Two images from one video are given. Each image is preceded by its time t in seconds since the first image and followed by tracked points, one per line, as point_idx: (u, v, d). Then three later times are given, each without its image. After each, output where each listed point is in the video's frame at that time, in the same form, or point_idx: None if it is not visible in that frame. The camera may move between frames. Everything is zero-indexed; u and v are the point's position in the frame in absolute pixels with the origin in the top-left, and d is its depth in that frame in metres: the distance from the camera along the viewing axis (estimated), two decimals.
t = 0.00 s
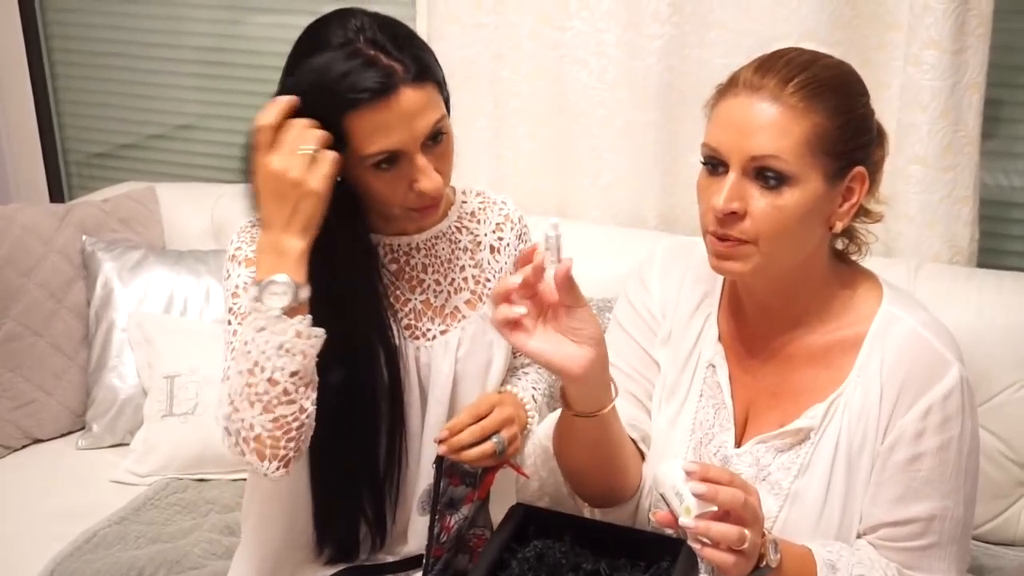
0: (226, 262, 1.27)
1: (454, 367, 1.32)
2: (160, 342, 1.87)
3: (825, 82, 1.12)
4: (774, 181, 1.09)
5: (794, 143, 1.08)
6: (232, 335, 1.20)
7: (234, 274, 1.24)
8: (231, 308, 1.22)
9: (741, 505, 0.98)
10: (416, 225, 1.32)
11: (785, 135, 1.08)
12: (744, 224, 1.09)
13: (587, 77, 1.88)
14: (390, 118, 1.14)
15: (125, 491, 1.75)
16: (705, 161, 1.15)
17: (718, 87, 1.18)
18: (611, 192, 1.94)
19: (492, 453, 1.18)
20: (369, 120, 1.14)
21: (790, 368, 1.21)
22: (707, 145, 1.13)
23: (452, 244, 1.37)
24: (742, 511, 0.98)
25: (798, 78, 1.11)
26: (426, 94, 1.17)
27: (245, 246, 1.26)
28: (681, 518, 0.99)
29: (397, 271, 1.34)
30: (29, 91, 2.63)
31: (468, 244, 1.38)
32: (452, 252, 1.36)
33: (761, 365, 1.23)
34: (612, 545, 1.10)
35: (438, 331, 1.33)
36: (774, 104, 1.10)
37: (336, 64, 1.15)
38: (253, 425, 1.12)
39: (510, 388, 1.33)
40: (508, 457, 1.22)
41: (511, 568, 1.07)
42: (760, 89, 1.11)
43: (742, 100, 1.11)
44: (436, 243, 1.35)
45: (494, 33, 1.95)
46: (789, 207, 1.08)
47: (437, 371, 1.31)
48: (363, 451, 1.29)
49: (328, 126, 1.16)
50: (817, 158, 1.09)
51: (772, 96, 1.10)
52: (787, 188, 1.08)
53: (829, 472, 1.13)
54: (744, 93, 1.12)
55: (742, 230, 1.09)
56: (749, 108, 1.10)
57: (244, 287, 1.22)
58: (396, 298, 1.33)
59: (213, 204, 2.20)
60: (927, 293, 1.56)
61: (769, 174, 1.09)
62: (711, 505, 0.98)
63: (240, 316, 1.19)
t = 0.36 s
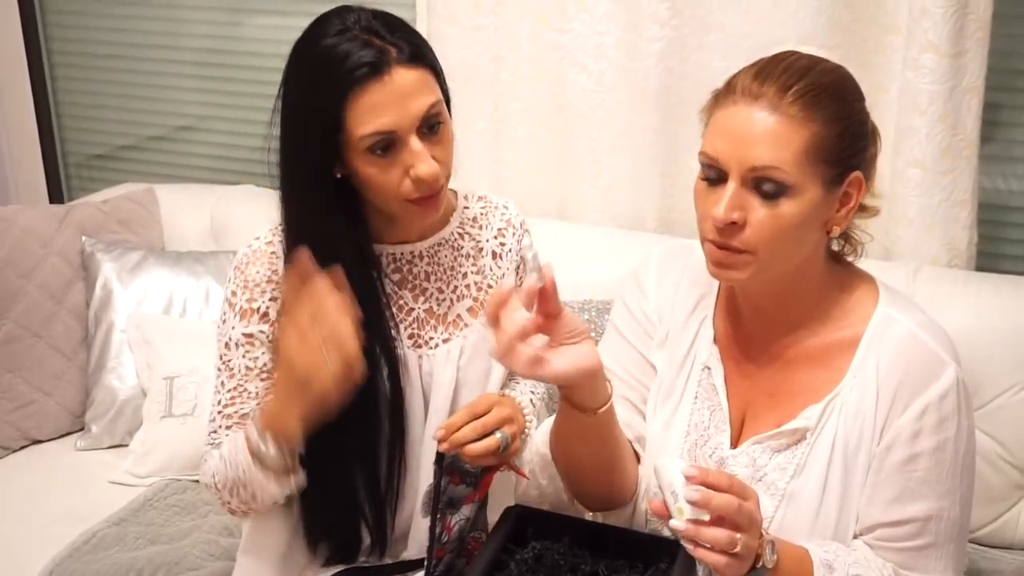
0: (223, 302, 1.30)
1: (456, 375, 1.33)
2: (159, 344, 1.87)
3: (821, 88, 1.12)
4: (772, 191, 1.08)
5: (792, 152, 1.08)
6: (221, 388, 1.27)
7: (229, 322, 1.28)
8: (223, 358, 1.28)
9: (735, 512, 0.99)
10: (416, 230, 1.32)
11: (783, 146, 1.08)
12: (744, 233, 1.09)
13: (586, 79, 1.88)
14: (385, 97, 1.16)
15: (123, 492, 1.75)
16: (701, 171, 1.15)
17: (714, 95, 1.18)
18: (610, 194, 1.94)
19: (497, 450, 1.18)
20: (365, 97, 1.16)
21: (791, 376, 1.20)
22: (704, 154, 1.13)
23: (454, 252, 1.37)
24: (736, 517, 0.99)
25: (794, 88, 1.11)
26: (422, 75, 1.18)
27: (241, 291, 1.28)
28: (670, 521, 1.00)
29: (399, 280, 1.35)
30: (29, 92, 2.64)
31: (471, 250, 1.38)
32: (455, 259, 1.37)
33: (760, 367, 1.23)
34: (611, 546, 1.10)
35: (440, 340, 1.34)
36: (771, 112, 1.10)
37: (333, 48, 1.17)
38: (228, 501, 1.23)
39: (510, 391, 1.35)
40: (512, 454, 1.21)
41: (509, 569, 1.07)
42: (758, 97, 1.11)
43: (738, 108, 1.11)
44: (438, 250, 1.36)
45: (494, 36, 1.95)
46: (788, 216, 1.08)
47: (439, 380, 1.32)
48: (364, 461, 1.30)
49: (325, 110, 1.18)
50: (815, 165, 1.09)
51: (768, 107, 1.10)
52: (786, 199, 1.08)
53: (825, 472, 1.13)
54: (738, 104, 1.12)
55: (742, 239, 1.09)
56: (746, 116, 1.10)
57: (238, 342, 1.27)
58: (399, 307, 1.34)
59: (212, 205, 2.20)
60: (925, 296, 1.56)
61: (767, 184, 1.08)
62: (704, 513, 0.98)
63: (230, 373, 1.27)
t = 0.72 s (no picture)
0: (220, 302, 1.29)
1: (456, 377, 1.33)
2: (163, 344, 1.88)
3: (828, 108, 1.08)
4: (789, 224, 1.05)
5: (807, 184, 1.04)
6: (218, 384, 1.29)
7: (225, 325, 1.27)
8: (218, 357, 1.28)
9: (729, 525, 1.00)
10: (417, 233, 1.32)
11: (799, 176, 1.04)
12: (764, 262, 1.07)
13: (589, 81, 1.89)
14: (395, 105, 1.15)
15: (127, 492, 1.75)
16: (707, 200, 1.10)
17: (710, 118, 1.13)
18: (612, 196, 1.95)
19: (510, 447, 1.23)
20: (375, 106, 1.15)
21: (792, 380, 1.20)
22: (712, 187, 1.08)
23: (455, 253, 1.37)
24: (731, 528, 1.00)
25: (803, 110, 1.07)
26: (430, 83, 1.18)
27: (238, 297, 1.27)
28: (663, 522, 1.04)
29: (399, 281, 1.35)
30: (32, 92, 2.65)
31: (471, 251, 1.39)
32: (455, 260, 1.37)
33: (760, 368, 1.23)
34: (614, 547, 1.11)
35: (440, 341, 1.34)
36: (781, 145, 1.05)
37: (341, 54, 1.15)
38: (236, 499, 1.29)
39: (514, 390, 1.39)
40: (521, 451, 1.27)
41: (511, 569, 1.08)
42: (765, 127, 1.06)
43: (746, 140, 1.06)
44: (439, 252, 1.35)
45: (497, 38, 1.96)
46: (807, 244, 1.06)
47: (439, 380, 1.32)
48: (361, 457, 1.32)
49: (332, 118, 1.16)
50: (827, 189, 1.06)
51: (780, 135, 1.06)
52: (802, 229, 1.05)
53: (823, 472, 1.14)
54: (748, 130, 1.07)
55: (762, 269, 1.07)
56: (755, 148, 1.06)
57: (237, 344, 1.27)
58: (399, 308, 1.34)
59: (216, 206, 2.21)
60: (927, 298, 1.56)
61: (783, 219, 1.05)
62: (695, 526, 1.00)
63: (227, 372, 1.28)
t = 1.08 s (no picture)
0: (222, 304, 1.28)
1: (459, 376, 1.33)
2: (163, 345, 1.88)
3: (831, 111, 1.07)
4: (788, 228, 1.05)
5: (808, 188, 1.04)
6: (221, 385, 1.29)
7: (227, 326, 1.27)
8: (220, 357, 1.28)
9: (723, 527, 1.00)
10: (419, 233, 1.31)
11: (800, 180, 1.04)
12: (765, 265, 1.06)
13: (589, 81, 1.89)
14: (402, 109, 1.14)
15: (128, 494, 1.75)
16: (709, 202, 1.10)
17: (713, 120, 1.12)
18: (613, 196, 1.95)
19: (530, 429, 1.24)
20: (382, 110, 1.14)
21: (795, 379, 1.20)
22: (714, 190, 1.08)
23: (455, 252, 1.37)
24: (726, 530, 1.00)
25: (806, 113, 1.07)
26: (437, 87, 1.17)
27: (240, 297, 1.26)
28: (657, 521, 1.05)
29: (400, 281, 1.34)
30: (33, 94, 2.65)
31: (472, 251, 1.39)
32: (456, 260, 1.37)
33: (761, 365, 1.23)
34: (614, 548, 1.11)
35: (442, 340, 1.34)
36: (783, 149, 1.05)
37: (348, 57, 1.14)
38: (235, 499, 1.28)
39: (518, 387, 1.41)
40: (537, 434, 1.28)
41: (512, 569, 1.08)
42: (767, 130, 1.06)
43: (748, 144, 1.06)
44: (440, 251, 1.35)
45: (497, 38, 1.96)
46: (806, 247, 1.06)
47: (441, 380, 1.33)
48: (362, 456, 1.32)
49: (337, 121, 1.15)
50: (829, 193, 1.06)
51: (782, 139, 1.05)
52: (802, 232, 1.05)
53: (823, 471, 1.14)
54: (749, 133, 1.07)
55: (762, 272, 1.07)
56: (757, 151, 1.05)
57: (239, 345, 1.27)
58: (399, 309, 1.34)
59: (217, 208, 2.21)
60: (928, 297, 1.56)
61: (783, 222, 1.05)
62: (689, 530, 1.00)
63: (229, 372, 1.28)
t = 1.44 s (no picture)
0: (221, 302, 1.28)
1: (458, 376, 1.34)
2: (162, 344, 1.88)
3: (838, 112, 1.07)
4: (793, 228, 1.05)
5: (814, 188, 1.04)
6: (220, 384, 1.28)
7: (226, 324, 1.27)
8: (219, 355, 1.28)
9: (719, 526, 1.00)
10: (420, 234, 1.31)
11: (805, 180, 1.04)
12: (768, 265, 1.06)
13: (588, 81, 1.89)
14: (405, 111, 1.14)
15: (127, 493, 1.75)
16: (713, 200, 1.10)
17: (720, 118, 1.12)
18: (612, 196, 1.95)
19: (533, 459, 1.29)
20: (384, 113, 1.14)
21: (795, 379, 1.20)
22: (719, 188, 1.08)
23: (455, 252, 1.37)
24: (721, 530, 1.00)
25: (813, 113, 1.06)
26: (440, 90, 1.17)
27: (239, 295, 1.26)
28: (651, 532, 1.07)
29: (400, 280, 1.34)
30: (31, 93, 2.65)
31: (471, 251, 1.39)
32: (455, 260, 1.37)
33: (761, 365, 1.23)
34: (614, 546, 1.11)
35: (441, 340, 1.34)
36: (790, 149, 1.04)
37: (352, 58, 1.14)
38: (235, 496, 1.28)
39: (517, 387, 1.42)
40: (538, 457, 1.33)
41: (511, 568, 1.08)
42: (773, 130, 1.06)
43: (755, 143, 1.06)
44: (439, 251, 1.35)
45: (496, 38, 1.96)
46: (810, 247, 1.06)
47: (440, 380, 1.33)
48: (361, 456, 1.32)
49: (340, 122, 1.15)
50: (835, 193, 1.06)
51: (788, 139, 1.05)
52: (806, 232, 1.05)
53: (824, 471, 1.14)
54: (756, 132, 1.06)
55: (765, 272, 1.07)
56: (764, 151, 1.05)
57: (238, 343, 1.26)
58: (399, 308, 1.33)
59: (216, 207, 2.21)
60: (928, 296, 1.56)
61: (788, 222, 1.05)
62: (685, 530, 1.00)
63: (228, 370, 1.27)
